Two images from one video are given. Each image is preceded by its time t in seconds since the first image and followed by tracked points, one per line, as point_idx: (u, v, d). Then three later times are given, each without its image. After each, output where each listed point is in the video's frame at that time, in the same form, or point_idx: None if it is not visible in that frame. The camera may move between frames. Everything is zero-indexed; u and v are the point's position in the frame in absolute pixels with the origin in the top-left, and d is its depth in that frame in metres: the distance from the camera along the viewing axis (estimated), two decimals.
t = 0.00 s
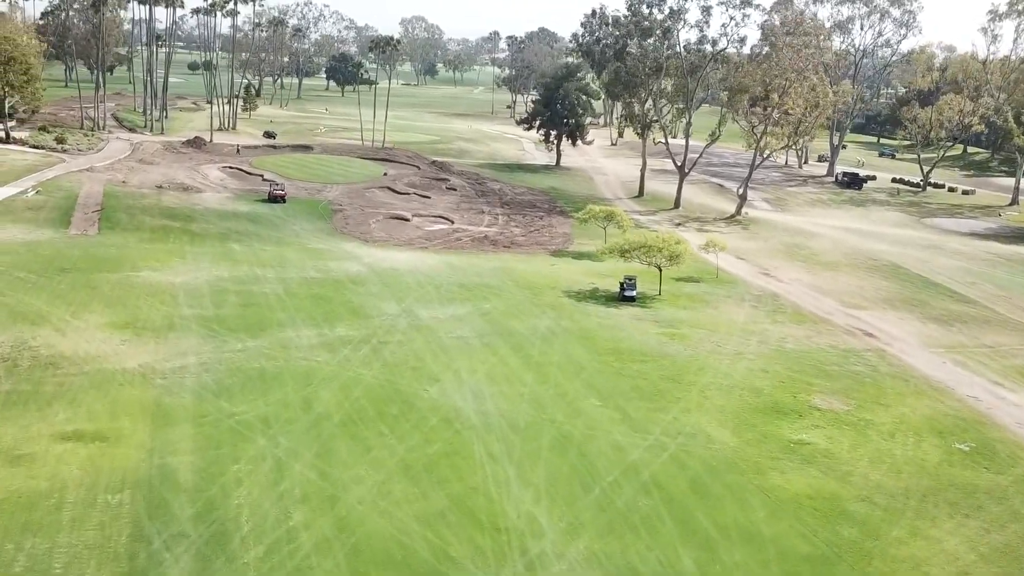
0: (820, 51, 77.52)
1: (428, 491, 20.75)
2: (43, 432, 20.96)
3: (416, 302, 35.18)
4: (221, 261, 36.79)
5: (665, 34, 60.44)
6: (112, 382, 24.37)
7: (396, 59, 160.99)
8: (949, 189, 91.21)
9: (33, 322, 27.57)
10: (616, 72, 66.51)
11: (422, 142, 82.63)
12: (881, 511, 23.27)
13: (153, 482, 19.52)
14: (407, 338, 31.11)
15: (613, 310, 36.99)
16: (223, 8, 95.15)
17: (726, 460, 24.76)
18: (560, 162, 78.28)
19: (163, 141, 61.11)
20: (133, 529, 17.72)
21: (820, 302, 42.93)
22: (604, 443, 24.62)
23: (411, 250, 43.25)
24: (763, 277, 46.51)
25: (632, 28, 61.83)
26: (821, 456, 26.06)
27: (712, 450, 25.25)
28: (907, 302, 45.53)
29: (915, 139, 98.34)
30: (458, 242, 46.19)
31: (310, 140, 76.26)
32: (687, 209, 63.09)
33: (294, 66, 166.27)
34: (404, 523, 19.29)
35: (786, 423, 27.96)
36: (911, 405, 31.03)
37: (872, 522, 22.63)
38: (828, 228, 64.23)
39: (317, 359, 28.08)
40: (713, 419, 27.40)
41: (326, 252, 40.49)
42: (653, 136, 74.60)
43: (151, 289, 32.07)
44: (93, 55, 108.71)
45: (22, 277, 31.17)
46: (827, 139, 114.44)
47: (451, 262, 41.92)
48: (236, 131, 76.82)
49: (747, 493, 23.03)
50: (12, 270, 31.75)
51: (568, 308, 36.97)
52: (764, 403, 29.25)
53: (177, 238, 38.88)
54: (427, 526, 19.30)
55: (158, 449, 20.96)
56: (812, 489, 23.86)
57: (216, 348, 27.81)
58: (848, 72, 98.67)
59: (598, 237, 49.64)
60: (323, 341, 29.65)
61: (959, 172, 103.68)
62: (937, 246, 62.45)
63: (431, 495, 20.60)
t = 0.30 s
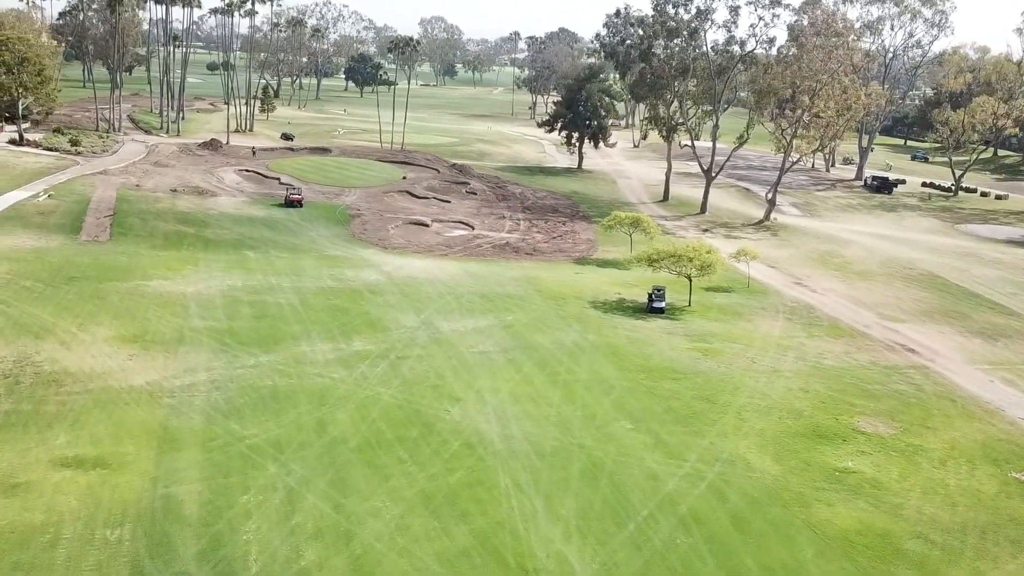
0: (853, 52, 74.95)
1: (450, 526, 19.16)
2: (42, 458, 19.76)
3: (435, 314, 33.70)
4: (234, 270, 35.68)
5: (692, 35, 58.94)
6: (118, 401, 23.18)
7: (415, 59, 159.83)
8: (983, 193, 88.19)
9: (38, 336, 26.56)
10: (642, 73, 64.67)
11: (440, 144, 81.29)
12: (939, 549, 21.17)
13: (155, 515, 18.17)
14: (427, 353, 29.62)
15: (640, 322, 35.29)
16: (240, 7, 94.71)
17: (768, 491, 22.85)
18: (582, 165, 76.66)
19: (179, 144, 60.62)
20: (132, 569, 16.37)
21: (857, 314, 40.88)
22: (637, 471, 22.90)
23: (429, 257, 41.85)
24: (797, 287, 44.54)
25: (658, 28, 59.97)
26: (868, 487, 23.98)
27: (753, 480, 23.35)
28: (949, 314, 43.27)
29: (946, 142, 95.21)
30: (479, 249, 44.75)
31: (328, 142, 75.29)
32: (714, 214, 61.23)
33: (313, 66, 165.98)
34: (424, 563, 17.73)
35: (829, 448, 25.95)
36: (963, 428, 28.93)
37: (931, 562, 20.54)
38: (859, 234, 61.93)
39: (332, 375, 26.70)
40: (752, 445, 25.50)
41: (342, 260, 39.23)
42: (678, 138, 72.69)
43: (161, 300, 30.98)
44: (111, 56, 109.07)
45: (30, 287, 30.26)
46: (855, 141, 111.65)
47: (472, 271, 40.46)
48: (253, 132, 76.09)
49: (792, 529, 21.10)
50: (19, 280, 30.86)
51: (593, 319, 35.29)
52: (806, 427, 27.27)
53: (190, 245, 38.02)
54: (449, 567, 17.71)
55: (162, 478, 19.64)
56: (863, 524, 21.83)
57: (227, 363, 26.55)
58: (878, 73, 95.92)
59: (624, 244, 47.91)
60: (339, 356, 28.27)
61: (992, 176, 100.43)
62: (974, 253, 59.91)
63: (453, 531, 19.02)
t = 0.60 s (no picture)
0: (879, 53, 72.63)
1: (467, 567, 17.62)
2: (30, 489, 18.46)
3: (448, 326, 32.19)
4: (240, 280, 34.43)
5: (713, 36, 57.45)
6: (115, 424, 21.88)
7: (427, 60, 158.51)
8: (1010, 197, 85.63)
9: (33, 351, 25.36)
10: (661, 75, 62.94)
11: (453, 146, 79.90)
12: None
13: (148, 554, 16.77)
14: (441, 369, 28.14)
15: (663, 334, 33.63)
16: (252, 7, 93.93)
17: (806, 526, 20.90)
18: (598, 168, 75.09)
19: (188, 146, 59.84)
20: None
21: (889, 327, 39.02)
22: (667, 502, 21.26)
23: (442, 265, 40.46)
24: (824, 297, 42.76)
25: (678, 28, 58.33)
26: (913, 520, 21.66)
27: (790, 513, 21.46)
28: (985, 325, 41.24)
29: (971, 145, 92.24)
30: (493, 257, 43.27)
31: (339, 144, 74.12)
32: (734, 219, 59.51)
33: (325, 67, 165.08)
34: None
35: (869, 477, 23.80)
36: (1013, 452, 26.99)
37: None
38: (885, 240, 59.88)
39: (340, 394, 25.25)
40: (786, 473, 23.59)
41: (352, 269, 37.91)
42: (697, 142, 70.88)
43: (163, 312, 29.73)
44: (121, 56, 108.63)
45: (27, 299, 29.11)
46: (876, 144, 109.23)
47: (487, 279, 39.03)
48: (263, 134, 75.10)
49: (836, 570, 19.15)
50: (17, 291, 29.75)
51: (613, 332, 33.65)
52: (843, 452, 25.28)
53: (195, 253, 36.92)
54: None
55: (157, 511, 18.26)
56: (911, 563, 19.70)
57: (230, 381, 25.18)
58: (901, 75, 93.66)
59: (644, 252, 46.25)
60: (349, 373, 26.88)
61: (1019, 180, 97.67)
62: (1006, 259, 57.68)
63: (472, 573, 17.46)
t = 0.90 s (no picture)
0: (901, 53, 70.53)
1: None
2: (12, 526, 17.08)
3: (460, 341, 30.73)
4: (242, 292, 33.11)
5: (730, 36, 55.56)
6: (106, 451, 20.48)
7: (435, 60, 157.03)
8: None
9: (22, 369, 24.01)
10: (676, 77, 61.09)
11: (462, 149, 78.47)
12: None
13: None
14: (452, 388, 26.65)
15: (685, 349, 32.08)
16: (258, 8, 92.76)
17: (848, 566, 19.26)
18: (610, 171, 73.54)
19: (191, 150, 59.02)
20: None
21: (919, 341, 37.34)
22: (697, 539, 19.69)
23: (452, 275, 39.08)
24: (850, 308, 41.12)
25: (695, 28, 56.48)
26: (963, 559, 19.97)
27: (829, 552, 19.83)
28: (1019, 339, 39.47)
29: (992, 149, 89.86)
30: (505, 265, 41.85)
31: (346, 147, 72.84)
32: (752, 224, 57.86)
33: (332, 68, 163.86)
34: None
35: (912, 510, 22.07)
36: None
37: None
38: (908, 247, 58.10)
39: (346, 417, 23.80)
40: (822, 506, 21.95)
41: (359, 280, 36.53)
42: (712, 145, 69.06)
43: (162, 328, 28.43)
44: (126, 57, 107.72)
45: (19, 313, 27.79)
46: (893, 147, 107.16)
47: (499, 290, 37.59)
48: (269, 137, 73.91)
49: None
50: (10, 303, 28.46)
51: (632, 345, 32.09)
52: (882, 481, 23.60)
53: (197, 263, 35.72)
54: None
55: (148, 551, 16.84)
56: None
57: (230, 403, 23.78)
58: (920, 76, 91.68)
59: (661, 260, 44.70)
60: (356, 393, 25.44)
61: None
62: None
63: None
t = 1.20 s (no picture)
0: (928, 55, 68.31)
1: None
2: None
3: (474, 358, 29.14)
4: (246, 307, 31.75)
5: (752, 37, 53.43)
6: (97, 484, 19.00)
7: (446, 61, 155.48)
8: None
9: (11, 391, 22.62)
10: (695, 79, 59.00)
11: (474, 152, 76.95)
12: None
13: None
14: (468, 411, 25.01)
15: (711, 367, 30.38)
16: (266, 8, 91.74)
17: None
18: (625, 175, 71.83)
19: (197, 154, 58.88)
20: None
21: (956, 358, 35.38)
22: None
23: (464, 286, 37.61)
24: (880, 322, 39.27)
25: (715, 29, 54.38)
26: None
27: None
28: None
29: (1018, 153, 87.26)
30: (519, 275, 40.31)
31: (355, 150, 71.50)
32: (773, 231, 55.85)
33: (342, 69, 162.92)
34: None
35: (967, 551, 20.16)
36: None
37: None
38: (935, 256, 56.03)
39: (354, 444, 22.23)
40: (868, 548, 20.10)
41: (368, 292, 35.09)
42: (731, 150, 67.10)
43: (161, 346, 27.04)
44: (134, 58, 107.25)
45: (12, 328, 26.46)
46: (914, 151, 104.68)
47: (513, 302, 36.04)
48: (278, 140, 72.75)
49: None
50: (3, 318, 27.17)
51: (657, 363, 30.39)
52: (931, 518, 21.72)
53: (199, 276, 34.57)
54: None
55: None
56: None
57: (231, 429, 22.29)
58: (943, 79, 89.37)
59: (681, 269, 43.01)
60: (366, 418, 23.85)
61: None
62: None
63: None
